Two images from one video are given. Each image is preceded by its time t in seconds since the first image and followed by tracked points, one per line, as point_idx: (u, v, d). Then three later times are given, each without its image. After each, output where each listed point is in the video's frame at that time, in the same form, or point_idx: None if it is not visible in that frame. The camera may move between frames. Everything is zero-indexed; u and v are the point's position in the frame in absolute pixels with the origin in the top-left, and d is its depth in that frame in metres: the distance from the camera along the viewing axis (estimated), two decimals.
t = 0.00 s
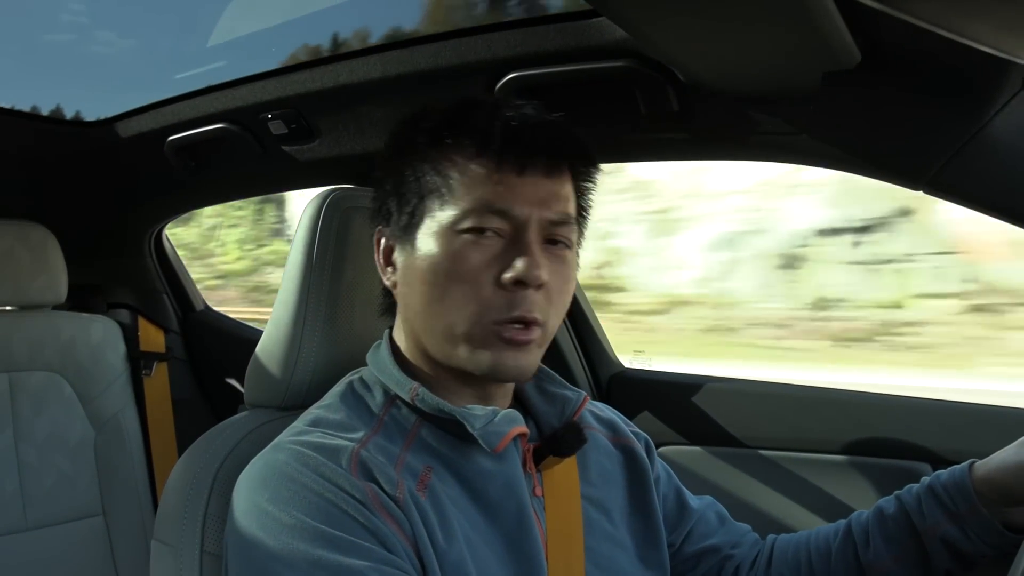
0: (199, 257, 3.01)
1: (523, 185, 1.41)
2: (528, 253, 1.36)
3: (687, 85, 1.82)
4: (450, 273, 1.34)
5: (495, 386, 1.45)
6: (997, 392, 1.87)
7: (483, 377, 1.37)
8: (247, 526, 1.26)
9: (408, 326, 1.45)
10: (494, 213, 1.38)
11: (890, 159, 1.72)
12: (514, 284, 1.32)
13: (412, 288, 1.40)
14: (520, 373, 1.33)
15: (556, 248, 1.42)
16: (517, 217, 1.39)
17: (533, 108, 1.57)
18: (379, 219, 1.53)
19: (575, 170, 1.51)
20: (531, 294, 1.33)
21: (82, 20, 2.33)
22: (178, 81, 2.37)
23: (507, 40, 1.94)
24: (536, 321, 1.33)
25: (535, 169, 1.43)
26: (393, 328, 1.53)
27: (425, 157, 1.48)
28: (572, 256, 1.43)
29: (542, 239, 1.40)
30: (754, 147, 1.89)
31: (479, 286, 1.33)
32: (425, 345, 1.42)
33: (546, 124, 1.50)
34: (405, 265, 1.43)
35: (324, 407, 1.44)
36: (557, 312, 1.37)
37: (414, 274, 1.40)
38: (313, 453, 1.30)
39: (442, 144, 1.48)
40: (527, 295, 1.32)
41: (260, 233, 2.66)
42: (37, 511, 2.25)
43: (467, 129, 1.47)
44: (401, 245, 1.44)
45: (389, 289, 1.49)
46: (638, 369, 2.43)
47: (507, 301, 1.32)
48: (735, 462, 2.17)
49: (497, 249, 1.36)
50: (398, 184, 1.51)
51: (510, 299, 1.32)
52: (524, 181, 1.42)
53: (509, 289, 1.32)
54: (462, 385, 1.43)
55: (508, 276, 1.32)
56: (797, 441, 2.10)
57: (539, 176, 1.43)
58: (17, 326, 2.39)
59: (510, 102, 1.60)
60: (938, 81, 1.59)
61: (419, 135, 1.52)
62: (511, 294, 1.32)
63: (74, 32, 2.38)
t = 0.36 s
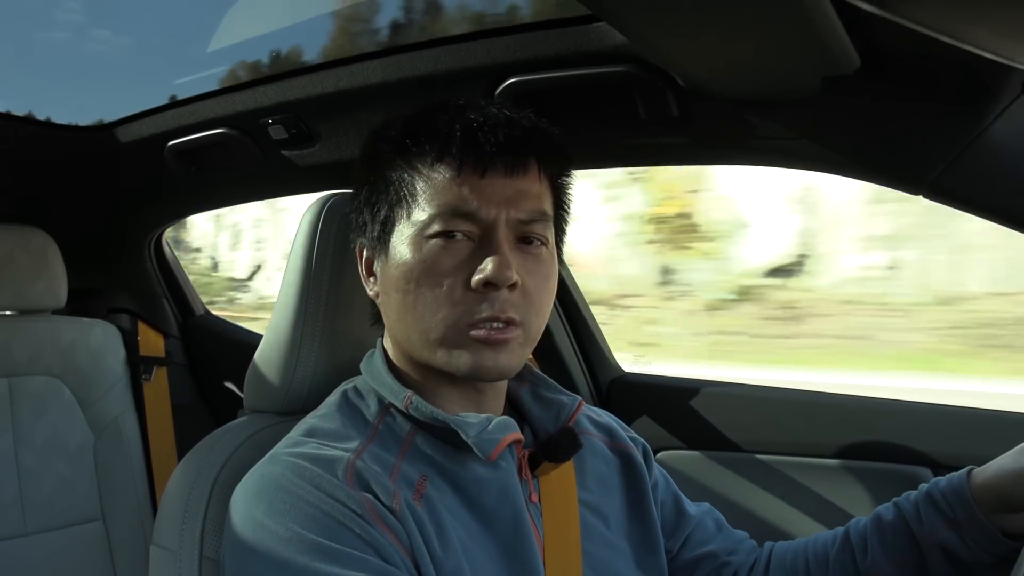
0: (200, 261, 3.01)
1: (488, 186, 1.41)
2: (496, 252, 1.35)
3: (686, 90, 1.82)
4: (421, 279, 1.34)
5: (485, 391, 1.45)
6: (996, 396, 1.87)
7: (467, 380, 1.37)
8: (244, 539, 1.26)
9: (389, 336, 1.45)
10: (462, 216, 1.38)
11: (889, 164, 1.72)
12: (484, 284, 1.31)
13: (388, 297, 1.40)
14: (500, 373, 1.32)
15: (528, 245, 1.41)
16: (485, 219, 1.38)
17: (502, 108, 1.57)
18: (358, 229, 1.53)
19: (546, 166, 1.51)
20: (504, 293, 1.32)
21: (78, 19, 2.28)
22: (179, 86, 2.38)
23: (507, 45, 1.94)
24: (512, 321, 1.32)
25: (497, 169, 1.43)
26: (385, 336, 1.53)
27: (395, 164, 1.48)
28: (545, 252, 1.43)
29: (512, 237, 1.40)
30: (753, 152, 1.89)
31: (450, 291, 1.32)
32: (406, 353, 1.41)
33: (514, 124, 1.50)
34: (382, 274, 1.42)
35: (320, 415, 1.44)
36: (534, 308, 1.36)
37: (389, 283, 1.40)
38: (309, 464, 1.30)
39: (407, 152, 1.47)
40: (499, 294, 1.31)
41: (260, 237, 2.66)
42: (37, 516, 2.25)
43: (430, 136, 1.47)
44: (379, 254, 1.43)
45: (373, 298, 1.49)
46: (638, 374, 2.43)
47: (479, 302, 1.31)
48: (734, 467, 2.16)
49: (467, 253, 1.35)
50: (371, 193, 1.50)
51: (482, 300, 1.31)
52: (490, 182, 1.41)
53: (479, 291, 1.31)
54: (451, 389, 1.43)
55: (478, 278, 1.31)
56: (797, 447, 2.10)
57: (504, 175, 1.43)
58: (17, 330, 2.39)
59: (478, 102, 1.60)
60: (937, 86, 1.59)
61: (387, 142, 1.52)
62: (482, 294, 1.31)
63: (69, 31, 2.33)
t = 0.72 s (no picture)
0: (199, 258, 3.01)
1: (520, 184, 1.44)
2: (534, 250, 1.38)
3: (685, 87, 1.82)
4: (459, 279, 1.35)
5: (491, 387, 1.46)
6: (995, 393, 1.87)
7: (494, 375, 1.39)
8: (240, 538, 1.26)
9: (402, 332, 1.44)
10: (497, 214, 1.39)
11: (888, 161, 1.72)
12: (527, 283, 1.35)
13: (413, 295, 1.39)
14: (538, 369, 1.36)
15: (549, 241, 1.46)
16: (519, 217, 1.40)
17: (502, 102, 1.58)
18: (361, 225, 1.51)
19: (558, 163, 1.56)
20: (542, 291, 1.36)
21: (74, 17, 2.28)
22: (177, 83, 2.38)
23: (505, 42, 1.94)
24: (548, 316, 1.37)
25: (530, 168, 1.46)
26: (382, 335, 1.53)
27: (409, 158, 1.46)
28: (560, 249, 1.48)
29: (542, 234, 1.44)
30: (752, 149, 1.89)
31: (493, 289, 1.34)
32: (424, 350, 1.41)
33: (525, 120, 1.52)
34: (404, 272, 1.42)
35: (315, 414, 1.44)
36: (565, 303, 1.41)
37: (416, 281, 1.39)
38: (305, 464, 1.30)
39: (431, 146, 1.45)
40: (539, 292, 1.36)
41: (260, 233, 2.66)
42: (36, 513, 2.26)
43: (454, 130, 1.45)
44: (399, 252, 1.43)
45: (379, 296, 1.49)
46: (637, 371, 2.43)
47: (521, 301, 1.34)
48: (734, 464, 2.16)
49: (505, 251, 1.37)
50: (383, 188, 1.48)
51: (525, 298, 1.35)
52: (522, 180, 1.44)
53: (523, 290, 1.35)
54: (459, 387, 1.44)
55: (522, 276, 1.35)
56: (796, 444, 2.10)
57: (531, 174, 1.46)
58: (15, 327, 2.40)
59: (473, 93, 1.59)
60: (935, 83, 1.59)
61: (397, 136, 1.49)
62: (525, 293, 1.35)
63: (66, 29, 2.33)
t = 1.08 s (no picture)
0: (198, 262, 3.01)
1: (515, 189, 1.44)
2: (529, 255, 1.38)
3: (684, 92, 1.83)
4: (454, 284, 1.35)
5: (487, 393, 1.46)
6: (994, 397, 1.87)
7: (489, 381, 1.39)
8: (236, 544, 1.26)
9: (398, 338, 1.44)
10: (491, 219, 1.39)
11: (887, 166, 1.72)
12: (522, 287, 1.35)
13: (409, 302, 1.40)
14: (534, 374, 1.36)
15: (544, 246, 1.46)
16: (514, 223, 1.40)
17: (495, 106, 1.57)
18: (356, 231, 1.51)
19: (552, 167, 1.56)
20: (537, 295, 1.37)
21: (68, 18, 2.29)
22: (176, 88, 2.38)
23: (505, 47, 1.94)
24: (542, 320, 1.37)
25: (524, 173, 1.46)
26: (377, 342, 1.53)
27: (404, 165, 1.46)
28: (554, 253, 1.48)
29: (537, 238, 1.44)
30: (751, 153, 1.89)
31: (488, 295, 1.34)
32: (420, 356, 1.41)
33: (520, 124, 1.52)
34: (399, 278, 1.42)
35: (312, 421, 1.44)
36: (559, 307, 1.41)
37: (412, 287, 1.39)
38: (304, 472, 1.30)
39: (425, 151, 1.45)
40: (534, 296, 1.36)
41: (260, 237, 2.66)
42: (35, 518, 2.25)
43: (449, 135, 1.45)
44: (395, 258, 1.43)
45: (374, 302, 1.49)
46: (636, 375, 2.42)
47: (516, 305, 1.34)
48: (733, 469, 2.16)
49: (499, 256, 1.38)
50: (377, 194, 1.48)
51: (519, 302, 1.35)
52: (517, 184, 1.44)
53: (518, 294, 1.35)
54: (455, 393, 1.44)
55: (517, 280, 1.35)
56: (796, 448, 2.10)
57: (526, 178, 1.46)
58: (13, 332, 2.39)
59: (465, 98, 1.59)
60: (934, 88, 1.60)
61: (391, 142, 1.49)
62: (520, 297, 1.35)
63: (60, 29, 2.34)
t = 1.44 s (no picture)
0: (198, 263, 3.00)
1: (528, 190, 1.44)
2: (541, 255, 1.38)
3: (685, 91, 1.83)
4: (466, 279, 1.35)
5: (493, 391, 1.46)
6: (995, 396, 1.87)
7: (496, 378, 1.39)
8: (241, 538, 1.25)
9: (408, 332, 1.44)
10: (504, 218, 1.40)
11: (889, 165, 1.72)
12: (532, 286, 1.35)
13: (420, 296, 1.39)
14: (541, 373, 1.35)
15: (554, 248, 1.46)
16: (526, 222, 1.41)
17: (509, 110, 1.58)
18: (370, 226, 1.51)
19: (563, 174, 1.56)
20: (546, 294, 1.37)
21: (67, 16, 2.24)
22: (178, 87, 2.38)
23: (506, 47, 1.94)
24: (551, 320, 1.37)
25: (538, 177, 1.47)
26: (385, 339, 1.52)
27: (419, 161, 1.46)
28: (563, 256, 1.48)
29: (548, 240, 1.44)
30: (751, 153, 1.89)
31: (499, 291, 1.34)
32: (429, 351, 1.41)
33: (533, 129, 1.53)
34: (411, 273, 1.41)
35: (319, 417, 1.44)
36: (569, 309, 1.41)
37: (423, 282, 1.39)
38: (311, 466, 1.30)
39: (442, 149, 1.45)
40: (544, 296, 1.36)
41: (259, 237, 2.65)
42: (35, 518, 2.25)
43: (465, 135, 1.46)
44: (407, 253, 1.42)
45: (385, 297, 1.48)
46: (637, 375, 2.42)
47: (526, 303, 1.34)
48: (733, 468, 2.16)
49: (511, 254, 1.38)
50: (391, 190, 1.48)
51: (530, 300, 1.34)
52: (530, 186, 1.45)
53: (529, 293, 1.35)
54: (463, 389, 1.43)
55: (527, 280, 1.35)
56: (796, 447, 2.10)
57: (538, 180, 1.47)
58: (14, 331, 2.39)
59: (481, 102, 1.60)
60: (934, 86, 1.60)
61: (407, 139, 1.49)
62: (530, 295, 1.35)
63: (58, 27, 2.29)
